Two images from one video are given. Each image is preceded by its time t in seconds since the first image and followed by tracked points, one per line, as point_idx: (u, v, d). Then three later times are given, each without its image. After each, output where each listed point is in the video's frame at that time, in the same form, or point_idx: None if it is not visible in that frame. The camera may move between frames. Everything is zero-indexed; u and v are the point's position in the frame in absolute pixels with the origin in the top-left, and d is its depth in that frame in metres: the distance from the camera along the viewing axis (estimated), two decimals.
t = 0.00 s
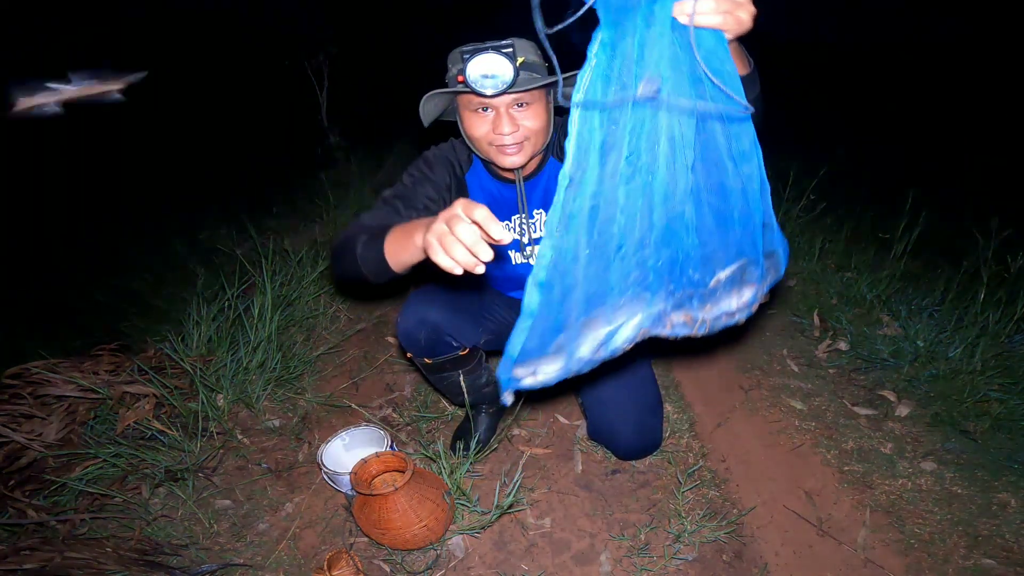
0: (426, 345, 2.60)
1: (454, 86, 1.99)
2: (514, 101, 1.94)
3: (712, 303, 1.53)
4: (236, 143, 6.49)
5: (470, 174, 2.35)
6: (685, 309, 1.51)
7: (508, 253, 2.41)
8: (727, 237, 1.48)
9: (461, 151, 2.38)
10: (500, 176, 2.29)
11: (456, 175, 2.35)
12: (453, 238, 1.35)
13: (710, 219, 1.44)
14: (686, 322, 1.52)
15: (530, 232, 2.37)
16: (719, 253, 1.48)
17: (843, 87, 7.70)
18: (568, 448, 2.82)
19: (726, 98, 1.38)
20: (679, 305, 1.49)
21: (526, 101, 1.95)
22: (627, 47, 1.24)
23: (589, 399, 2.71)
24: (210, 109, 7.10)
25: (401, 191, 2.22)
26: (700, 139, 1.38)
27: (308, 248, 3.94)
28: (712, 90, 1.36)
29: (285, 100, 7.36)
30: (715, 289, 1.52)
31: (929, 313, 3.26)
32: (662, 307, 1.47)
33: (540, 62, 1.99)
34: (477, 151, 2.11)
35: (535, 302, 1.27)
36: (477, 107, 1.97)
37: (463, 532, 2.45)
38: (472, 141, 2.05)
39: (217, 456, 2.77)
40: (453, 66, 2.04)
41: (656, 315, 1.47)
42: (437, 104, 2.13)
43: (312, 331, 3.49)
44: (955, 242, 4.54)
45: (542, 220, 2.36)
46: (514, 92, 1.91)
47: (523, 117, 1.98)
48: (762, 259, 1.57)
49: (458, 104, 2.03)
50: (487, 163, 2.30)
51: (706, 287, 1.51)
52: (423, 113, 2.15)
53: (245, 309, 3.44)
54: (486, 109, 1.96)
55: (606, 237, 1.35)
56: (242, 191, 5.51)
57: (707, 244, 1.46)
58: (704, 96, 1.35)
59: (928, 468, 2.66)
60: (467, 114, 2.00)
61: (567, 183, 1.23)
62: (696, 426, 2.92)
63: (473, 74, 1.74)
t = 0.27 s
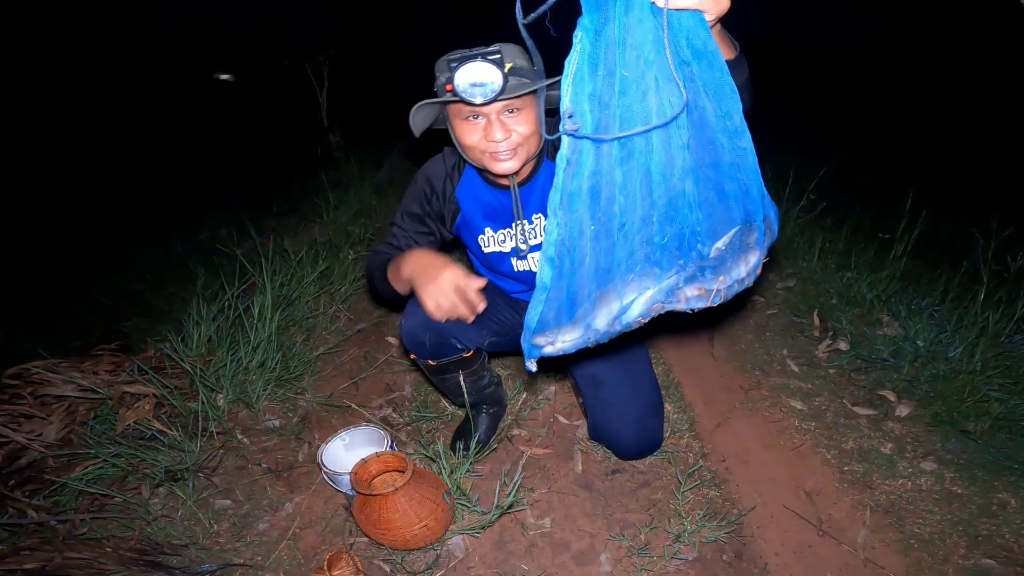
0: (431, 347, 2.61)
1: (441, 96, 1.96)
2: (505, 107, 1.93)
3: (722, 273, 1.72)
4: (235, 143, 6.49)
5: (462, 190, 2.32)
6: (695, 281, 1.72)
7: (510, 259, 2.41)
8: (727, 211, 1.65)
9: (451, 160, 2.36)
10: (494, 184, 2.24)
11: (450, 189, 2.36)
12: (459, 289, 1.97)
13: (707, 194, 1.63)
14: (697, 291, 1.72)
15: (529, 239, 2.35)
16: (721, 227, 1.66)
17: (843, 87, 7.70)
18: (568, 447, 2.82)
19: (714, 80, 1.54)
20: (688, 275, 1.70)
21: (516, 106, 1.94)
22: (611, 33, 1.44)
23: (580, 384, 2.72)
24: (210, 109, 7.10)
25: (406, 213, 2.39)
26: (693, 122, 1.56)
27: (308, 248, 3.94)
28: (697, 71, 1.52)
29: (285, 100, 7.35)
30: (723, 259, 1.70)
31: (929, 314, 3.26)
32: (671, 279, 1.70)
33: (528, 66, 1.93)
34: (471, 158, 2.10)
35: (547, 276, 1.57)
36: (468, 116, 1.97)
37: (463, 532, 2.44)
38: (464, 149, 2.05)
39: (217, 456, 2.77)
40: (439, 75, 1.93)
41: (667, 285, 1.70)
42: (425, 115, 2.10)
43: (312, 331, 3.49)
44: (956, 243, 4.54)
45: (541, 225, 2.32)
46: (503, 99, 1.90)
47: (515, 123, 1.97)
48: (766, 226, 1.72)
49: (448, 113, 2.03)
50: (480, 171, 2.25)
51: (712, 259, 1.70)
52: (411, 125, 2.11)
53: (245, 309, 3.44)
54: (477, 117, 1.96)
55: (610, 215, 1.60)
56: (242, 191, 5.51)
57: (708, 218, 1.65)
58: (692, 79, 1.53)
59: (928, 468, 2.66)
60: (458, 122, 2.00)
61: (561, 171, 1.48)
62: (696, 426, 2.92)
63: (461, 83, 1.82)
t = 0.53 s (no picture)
0: (429, 345, 2.60)
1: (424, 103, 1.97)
2: (487, 111, 1.92)
3: (702, 297, 1.65)
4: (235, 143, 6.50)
5: (452, 199, 2.36)
6: (673, 303, 1.62)
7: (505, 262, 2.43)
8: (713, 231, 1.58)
9: (440, 168, 2.38)
10: (483, 189, 2.25)
11: (441, 199, 2.41)
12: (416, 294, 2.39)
13: (695, 212, 1.54)
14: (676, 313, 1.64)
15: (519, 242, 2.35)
16: (706, 248, 1.58)
17: (843, 87, 7.70)
18: (568, 447, 2.82)
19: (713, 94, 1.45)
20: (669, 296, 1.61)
21: (499, 110, 1.93)
22: (612, 43, 1.35)
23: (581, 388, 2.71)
24: (210, 109, 7.10)
25: (413, 227, 2.54)
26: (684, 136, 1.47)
27: (308, 248, 3.94)
28: (697, 85, 1.45)
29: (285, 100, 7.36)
30: (703, 282, 1.63)
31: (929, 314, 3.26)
32: (649, 299, 1.60)
33: (509, 71, 1.96)
34: (456, 164, 2.09)
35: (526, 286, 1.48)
36: (451, 121, 1.95)
37: (463, 532, 2.44)
38: (449, 155, 2.04)
39: (217, 456, 2.77)
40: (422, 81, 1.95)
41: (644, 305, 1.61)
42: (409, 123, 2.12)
43: (312, 331, 3.49)
44: (956, 243, 4.53)
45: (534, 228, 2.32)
46: (485, 104, 1.89)
47: (498, 127, 1.96)
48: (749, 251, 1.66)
49: (431, 120, 2.02)
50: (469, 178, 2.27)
51: (695, 280, 1.62)
52: (397, 133, 2.13)
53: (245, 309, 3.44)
54: (460, 122, 1.95)
55: (594, 229, 1.49)
56: (242, 191, 5.51)
57: (695, 238, 1.57)
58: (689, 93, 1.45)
59: (928, 468, 2.66)
60: (441, 129, 1.98)
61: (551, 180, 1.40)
62: (696, 426, 2.92)
63: (438, 88, 1.83)
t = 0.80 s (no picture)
0: (428, 345, 2.61)
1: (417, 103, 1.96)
2: (480, 111, 1.89)
3: (667, 316, 1.66)
4: (235, 143, 6.50)
5: (447, 200, 2.36)
6: (635, 320, 1.66)
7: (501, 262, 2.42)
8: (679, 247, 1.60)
9: (434, 169, 2.39)
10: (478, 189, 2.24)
11: (436, 200, 2.41)
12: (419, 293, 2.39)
13: (661, 227, 1.58)
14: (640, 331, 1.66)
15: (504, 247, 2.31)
16: (672, 266, 1.61)
17: (843, 87, 7.70)
18: (568, 447, 2.82)
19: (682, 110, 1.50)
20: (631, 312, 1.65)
21: (492, 110, 1.91)
22: (582, 56, 1.44)
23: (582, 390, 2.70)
24: (209, 109, 7.09)
25: (407, 228, 2.54)
26: (651, 151, 1.51)
27: (308, 248, 3.94)
28: (671, 93, 1.49)
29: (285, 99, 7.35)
30: (670, 302, 1.64)
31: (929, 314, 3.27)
32: (610, 315, 1.65)
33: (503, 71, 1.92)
34: (450, 164, 2.08)
35: (490, 297, 1.55)
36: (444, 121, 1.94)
37: (463, 532, 2.44)
38: (443, 155, 2.02)
39: (217, 456, 2.77)
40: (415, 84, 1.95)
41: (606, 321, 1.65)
42: (403, 124, 2.11)
43: (312, 331, 3.48)
44: (956, 243, 4.53)
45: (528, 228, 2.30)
46: (478, 103, 1.87)
47: (492, 127, 1.93)
48: (721, 273, 1.67)
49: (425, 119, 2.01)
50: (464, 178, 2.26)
51: (661, 299, 1.63)
52: (392, 134, 2.14)
53: (245, 309, 3.44)
54: (454, 122, 1.93)
55: (559, 240, 1.57)
56: (242, 190, 5.51)
57: (661, 253, 1.60)
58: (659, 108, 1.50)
59: (928, 468, 2.66)
60: (435, 129, 1.97)
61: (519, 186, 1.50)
62: (696, 426, 2.92)
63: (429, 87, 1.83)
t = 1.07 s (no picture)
0: (427, 344, 2.61)
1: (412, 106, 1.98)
2: (474, 112, 1.91)
3: (654, 336, 1.60)
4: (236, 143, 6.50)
5: (444, 201, 2.36)
6: (622, 340, 1.61)
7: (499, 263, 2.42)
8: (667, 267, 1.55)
9: (431, 169, 2.37)
10: (475, 190, 2.25)
11: (434, 202, 2.41)
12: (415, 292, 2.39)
13: (648, 246, 1.53)
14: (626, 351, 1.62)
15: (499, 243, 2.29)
16: (658, 285, 1.56)
17: (843, 87, 7.71)
18: (568, 448, 2.82)
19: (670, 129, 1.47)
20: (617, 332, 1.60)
21: (485, 111, 1.93)
22: (571, 74, 1.41)
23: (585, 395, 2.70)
24: (209, 110, 7.09)
25: (407, 230, 2.54)
26: (637, 169, 1.48)
27: (308, 248, 3.94)
28: (660, 113, 1.45)
29: (285, 100, 7.35)
30: (657, 321, 1.58)
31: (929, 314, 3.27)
32: (597, 333, 1.62)
33: (495, 73, 1.92)
34: (445, 165, 2.09)
35: (479, 315, 1.56)
36: (439, 123, 1.95)
37: (463, 532, 2.44)
38: (438, 156, 2.04)
39: (217, 456, 2.76)
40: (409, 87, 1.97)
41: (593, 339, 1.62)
42: (399, 126, 2.13)
43: (312, 331, 3.49)
44: (956, 243, 4.53)
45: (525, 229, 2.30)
46: (471, 105, 1.89)
47: (485, 128, 1.95)
48: (708, 290, 1.63)
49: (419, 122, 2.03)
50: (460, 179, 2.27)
51: (648, 319, 1.58)
52: (387, 137, 2.15)
53: (246, 309, 3.44)
54: (448, 124, 1.95)
55: (545, 258, 1.55)
56: (242, 190, 5.51)
57: (648, 273, 1.55)
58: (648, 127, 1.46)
59: (928, 468, 2.66)
60: (430, 131, 1.99)
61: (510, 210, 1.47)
62: (695, 426, 2.92)
63: (423, 90, 1.83)
